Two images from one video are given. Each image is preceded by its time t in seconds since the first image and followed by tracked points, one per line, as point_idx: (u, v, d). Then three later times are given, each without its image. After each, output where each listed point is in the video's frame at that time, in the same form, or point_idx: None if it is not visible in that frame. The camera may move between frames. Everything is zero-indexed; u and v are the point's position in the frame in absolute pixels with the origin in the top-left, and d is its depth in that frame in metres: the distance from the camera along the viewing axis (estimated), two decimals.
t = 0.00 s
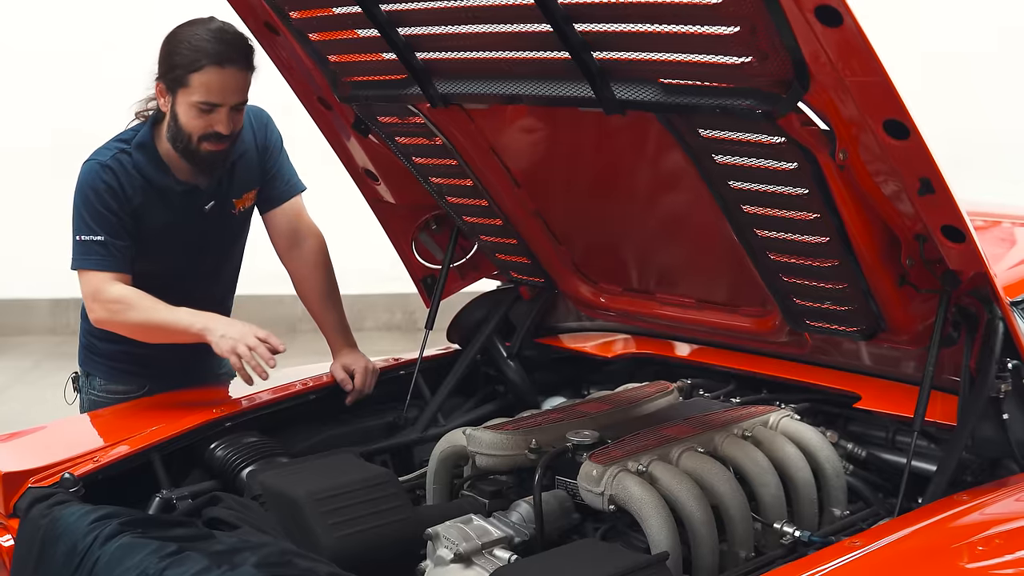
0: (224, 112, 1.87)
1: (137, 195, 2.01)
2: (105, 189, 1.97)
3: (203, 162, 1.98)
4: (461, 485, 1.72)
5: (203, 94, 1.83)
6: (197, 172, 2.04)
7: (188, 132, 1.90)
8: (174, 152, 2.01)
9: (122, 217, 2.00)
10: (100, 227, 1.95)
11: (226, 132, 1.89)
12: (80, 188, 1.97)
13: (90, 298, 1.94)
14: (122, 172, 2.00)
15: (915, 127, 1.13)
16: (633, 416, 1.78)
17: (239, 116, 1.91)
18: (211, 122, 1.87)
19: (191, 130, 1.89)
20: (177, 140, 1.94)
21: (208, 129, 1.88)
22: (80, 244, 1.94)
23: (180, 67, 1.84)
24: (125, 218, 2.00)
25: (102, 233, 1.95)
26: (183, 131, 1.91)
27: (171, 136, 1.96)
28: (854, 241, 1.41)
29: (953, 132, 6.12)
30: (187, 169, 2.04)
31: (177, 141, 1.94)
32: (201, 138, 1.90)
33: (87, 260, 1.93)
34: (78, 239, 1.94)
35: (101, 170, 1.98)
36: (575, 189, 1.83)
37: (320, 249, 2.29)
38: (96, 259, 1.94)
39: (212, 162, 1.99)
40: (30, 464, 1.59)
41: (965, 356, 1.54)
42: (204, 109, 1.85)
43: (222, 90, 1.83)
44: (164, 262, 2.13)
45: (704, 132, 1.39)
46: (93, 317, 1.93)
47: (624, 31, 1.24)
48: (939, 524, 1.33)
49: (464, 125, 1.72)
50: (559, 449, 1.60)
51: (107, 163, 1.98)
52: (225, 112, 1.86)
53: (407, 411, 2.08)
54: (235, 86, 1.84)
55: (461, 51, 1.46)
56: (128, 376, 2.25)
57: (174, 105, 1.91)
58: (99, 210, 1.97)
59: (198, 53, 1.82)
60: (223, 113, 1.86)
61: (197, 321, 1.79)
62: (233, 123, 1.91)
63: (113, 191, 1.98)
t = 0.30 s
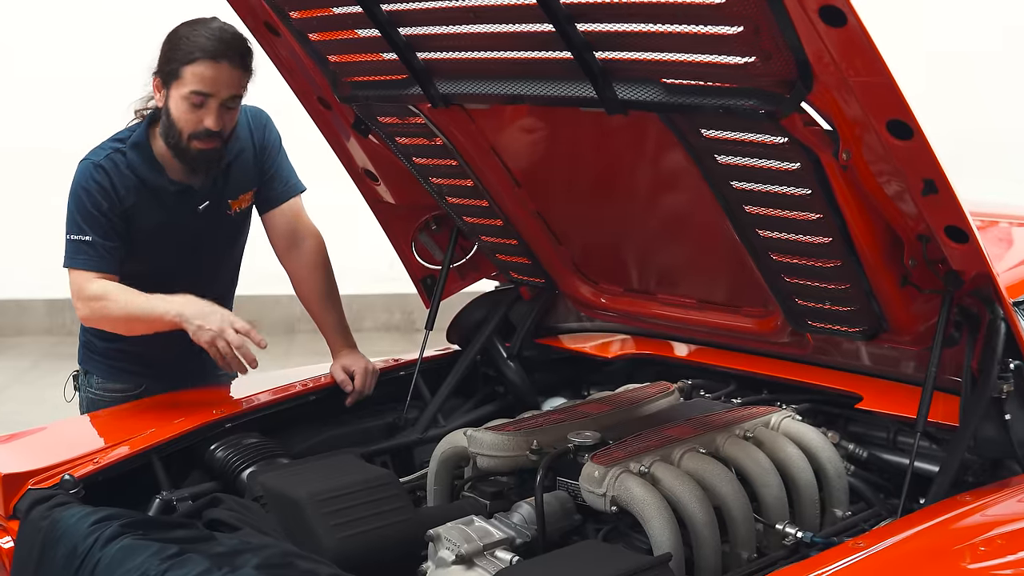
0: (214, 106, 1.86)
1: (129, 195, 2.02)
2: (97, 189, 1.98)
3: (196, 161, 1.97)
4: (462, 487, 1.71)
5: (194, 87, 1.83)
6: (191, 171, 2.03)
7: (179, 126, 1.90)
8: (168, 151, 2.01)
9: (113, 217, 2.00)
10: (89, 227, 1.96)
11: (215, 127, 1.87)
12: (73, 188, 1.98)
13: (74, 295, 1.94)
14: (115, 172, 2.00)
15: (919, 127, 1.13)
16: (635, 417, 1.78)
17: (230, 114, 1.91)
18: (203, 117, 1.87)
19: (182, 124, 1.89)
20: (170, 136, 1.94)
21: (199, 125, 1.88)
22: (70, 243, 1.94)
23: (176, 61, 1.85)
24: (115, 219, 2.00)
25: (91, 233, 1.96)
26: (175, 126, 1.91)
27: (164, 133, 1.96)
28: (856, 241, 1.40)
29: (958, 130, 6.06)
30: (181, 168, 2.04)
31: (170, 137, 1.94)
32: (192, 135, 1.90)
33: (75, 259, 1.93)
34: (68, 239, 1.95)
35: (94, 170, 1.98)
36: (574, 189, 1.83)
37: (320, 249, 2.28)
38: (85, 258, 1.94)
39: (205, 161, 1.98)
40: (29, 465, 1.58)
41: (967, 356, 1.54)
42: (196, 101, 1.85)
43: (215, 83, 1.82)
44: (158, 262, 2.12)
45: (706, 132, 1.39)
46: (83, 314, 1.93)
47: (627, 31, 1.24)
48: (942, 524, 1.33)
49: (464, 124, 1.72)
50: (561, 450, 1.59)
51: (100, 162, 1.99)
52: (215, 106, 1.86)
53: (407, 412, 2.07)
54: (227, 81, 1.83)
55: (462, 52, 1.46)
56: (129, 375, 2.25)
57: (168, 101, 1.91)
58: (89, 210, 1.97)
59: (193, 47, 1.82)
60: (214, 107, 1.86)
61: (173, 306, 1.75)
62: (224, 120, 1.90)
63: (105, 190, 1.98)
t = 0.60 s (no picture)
0: (194, 87, 1.93)
1: (130, 191, 2.02)
2: (97, 186, 1.97)
3: (181, 148, 2.00)
4: (464, 489, 1.71)
5: (173, 68, 1.90)
6: (191, 165, 2.05)
7: (161, 113, 1.96)
8: (167, 147, 2.02)
9: (114, 212, 2.00)
10: (90, 225, 1.95)
11: (193, 109, 1.93)
12: (73, 186, 1.97)
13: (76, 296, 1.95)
14: (115, 167, 2.00)
15: (925, 129, 1.13)
16: (637, 419, 1.77)
17: (212, 101, 1.97)
18: (184, 99, 1.93)
19: (164, 110, 1.95)
20: (155, 125, 1.99)
21: (181, 109, 1.94)
22: (71, 241, 1.93)
23: (156, 48, 1.91)
24: (116, 214, 2.00)
25: (92, 230, 1.95)
26: (159, 115, 1.96)
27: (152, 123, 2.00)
28: (861, 242, 1.40)
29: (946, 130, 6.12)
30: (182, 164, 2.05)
31: (156, 126, 1.99)
32: (174, 122, 1.95)
33: (76, 258, 1.92)
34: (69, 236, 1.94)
35: (94, 167, 1.97)
36: (576, 190, 1.83)
37: (320, 250, 2.25)
38: (86, 256, 1.93)
39: (190, 149, 2.01)
40: (31, 467, 1.57)
41: (971, 358, 1.55)
42: (176, 82, 1.92)
43: (194, 64, 1.89)
44: (157, 260, 2.13)
45: (711, 133, 1.38)
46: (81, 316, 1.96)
47: (632, 33, 1.24)
48: (946, 526, 1.33)
49: (467, 125, 1.72)
50: (565, 453, 1.59)
51: (100, 159, 1.99)
52: (194, 88, 1.92)
53: (409, 413, 2.06)
54: (206, 63, 1.89)
55: (465, 52, 1.45)
56: (131, 377, 2.24)
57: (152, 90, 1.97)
58: (90, 206, 1.96)
59: (173, 32, 1.88)
60: (193, 88, 1.92)
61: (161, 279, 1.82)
62: (207, 106, 1.95)
63: (105, 186, 1.98)
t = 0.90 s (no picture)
0: (191, 94, 1.86)
1: (133, 200, 2.01)
2: (98, 199, 1.95)
3: (181, 154, 1.96)
4: (466, 491, 1.70)
5: (168, 76, 1.84)
6: (194, 170, 2.03)
7: (161, 120, 1.90)
8: (167, 154, 1.99)
9: (115, 225, 1.99)
10: (90, 239, 1.95)
11: (191, 115, 1.86)
12: (74, 199, 1.95)
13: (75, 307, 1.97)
14: (116, 178, 1.98)
15: (930, 130, 1.13)
16: (639, 421, 1.77)
17: (212, 105, 1.90)
18: (181, 106, 1.86)
19: (163, 117, 1.89)
20: (156, 130, 1.94)
21: (177, 116, 1.87)
22: (71, 256, 1.94)
23: (154, 54, 1.87)
24: (118, 227, 1.99)
25: (92, 245, 1.95)
26: (158, 120, 1.91)
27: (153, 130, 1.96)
28: (865, 243, 1.40)
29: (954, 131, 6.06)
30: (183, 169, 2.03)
31: (156, 133, 1.94)
32: (173, 128, 1.89)
33: (76, 273, 1.94)
34: (70, 251, 1.94)
35: (95, 179, 1.96)
36: (578, 191, 1.82)
37: (322, 251, 2.27)
38: (85, 271, 1.94)
39: (190, 153, 1.96)
40: (30, 470, 1.56)
41: (974, 359, 1.54)
42: (174, 89, 1.85)
43: (189, 72, 1.82)
44: (160, 265, 2.11)
45: (715, 134, 1.37)
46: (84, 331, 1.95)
47: (635, 33, 1.23)
48: (950, 529, 1.32)
49: (468, 127, 1.71)
50: (565, 455, 1.58)
51: (101, 170, 1.96)
52: (192, 95, 1.86)
53: (409, 415, 2.06)
54: (203, 68, 1.83)
55: (466, 52, 1.45)
56: (135, 381, 2.23)
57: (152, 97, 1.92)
58: (90, 220, 1.95)
59: (170, 39, 1.84)
60: (190, 95, 1.85)
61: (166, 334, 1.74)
62: (206, 112, 1.89)
63: (106, 199, 1.96)
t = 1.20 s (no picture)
0: (200, 101, 1.86)
1: (141, 206, 2.00)
2: (108, 206, 1.96)
3: (190, 160, 1.95)
4: (469, 494, 1.70)
5: (177, 83, 1.84)
6: (203, 175, 2.02)
7: (169, 126, 1.89)
8: (175, 160, 1.99)
9: (123, 233, 1.99)
10: (97, 247, 1.95)
11: (200, 122, 1.86)
12: (82, 207, 1.96)
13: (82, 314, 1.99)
14: (124, 185, 1.98)
15: (938, 131, 1.12)
16: (642, 423, 1.76)
17: (221, 111, 1.89)
18: (189, 113, 1.86)
19: (172, 123, 1.88)
20: (164, 137, 1.93)
21: (185, 123, 1.87)
22: (78, 262, 1.96)
23: (162, 60, 1.87)
24: (126, 234, 1.99)
25: (99, 253, 1.95)
26: (167, 126, 1.90)
27: (161, 137, 1.95)
28: (871, 245, 1.39)
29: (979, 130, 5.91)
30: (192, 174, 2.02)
31: (165, 140, 1.93)
32: (180, 134, 1.88)
33: (83, 280, 1.95)
34: (77, 258, 1.95)
35: (103, 186, 1.96)
36: (581, 192, 1.81)
37: (328, 252, 2.28)
38: (92, 279, 1.95)
39: (200, 160, 1.95)
40: (32, 472, 1.56)
41: (980, 362, 1.55)
42: (181, 97, 1.85)
43: (198, 79, 1.83)
44: (168, 270, 2.10)
45: (721, 135, 1.37)
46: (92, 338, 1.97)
47: (641, 34, 1.23)
48: (956, 533, 1.31)
49: (472, 127, 1.70)
50: (570, 458, 1.56)
51: (109, 177, 1.96)
52: (201, 102, 1.86)
53: (412, 417, 2.05)
54: (210, 76, 1.83)
55: (470, 54, 1.44)
56: (137, 384, 2.22)
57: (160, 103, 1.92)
58: (98, 228, 1.95)
59: (177, 45, 1.84)
60: (198, 103, 1.86)
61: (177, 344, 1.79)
62: (214, 119, 1.88)
63: (116, 207, 1.97)
